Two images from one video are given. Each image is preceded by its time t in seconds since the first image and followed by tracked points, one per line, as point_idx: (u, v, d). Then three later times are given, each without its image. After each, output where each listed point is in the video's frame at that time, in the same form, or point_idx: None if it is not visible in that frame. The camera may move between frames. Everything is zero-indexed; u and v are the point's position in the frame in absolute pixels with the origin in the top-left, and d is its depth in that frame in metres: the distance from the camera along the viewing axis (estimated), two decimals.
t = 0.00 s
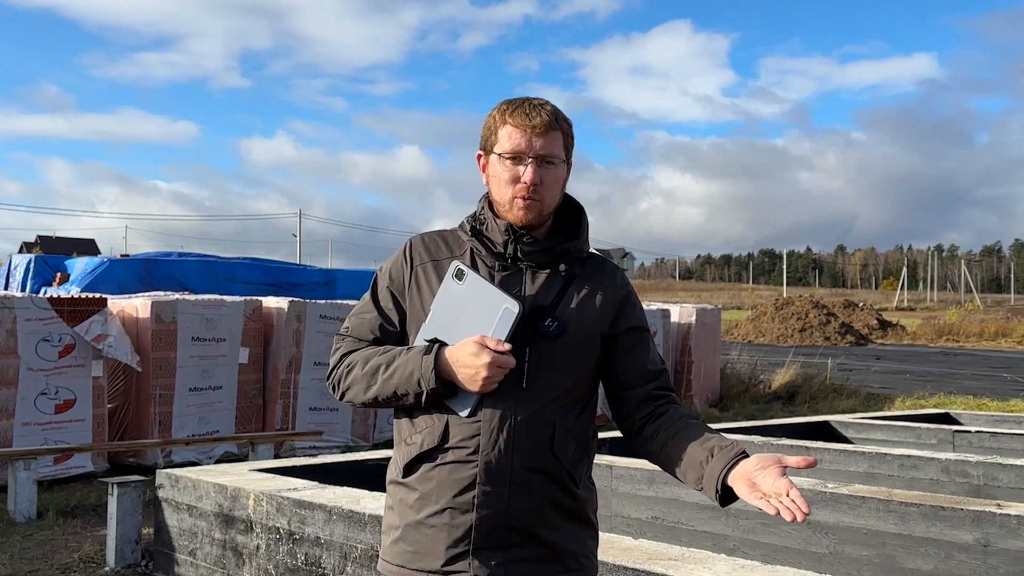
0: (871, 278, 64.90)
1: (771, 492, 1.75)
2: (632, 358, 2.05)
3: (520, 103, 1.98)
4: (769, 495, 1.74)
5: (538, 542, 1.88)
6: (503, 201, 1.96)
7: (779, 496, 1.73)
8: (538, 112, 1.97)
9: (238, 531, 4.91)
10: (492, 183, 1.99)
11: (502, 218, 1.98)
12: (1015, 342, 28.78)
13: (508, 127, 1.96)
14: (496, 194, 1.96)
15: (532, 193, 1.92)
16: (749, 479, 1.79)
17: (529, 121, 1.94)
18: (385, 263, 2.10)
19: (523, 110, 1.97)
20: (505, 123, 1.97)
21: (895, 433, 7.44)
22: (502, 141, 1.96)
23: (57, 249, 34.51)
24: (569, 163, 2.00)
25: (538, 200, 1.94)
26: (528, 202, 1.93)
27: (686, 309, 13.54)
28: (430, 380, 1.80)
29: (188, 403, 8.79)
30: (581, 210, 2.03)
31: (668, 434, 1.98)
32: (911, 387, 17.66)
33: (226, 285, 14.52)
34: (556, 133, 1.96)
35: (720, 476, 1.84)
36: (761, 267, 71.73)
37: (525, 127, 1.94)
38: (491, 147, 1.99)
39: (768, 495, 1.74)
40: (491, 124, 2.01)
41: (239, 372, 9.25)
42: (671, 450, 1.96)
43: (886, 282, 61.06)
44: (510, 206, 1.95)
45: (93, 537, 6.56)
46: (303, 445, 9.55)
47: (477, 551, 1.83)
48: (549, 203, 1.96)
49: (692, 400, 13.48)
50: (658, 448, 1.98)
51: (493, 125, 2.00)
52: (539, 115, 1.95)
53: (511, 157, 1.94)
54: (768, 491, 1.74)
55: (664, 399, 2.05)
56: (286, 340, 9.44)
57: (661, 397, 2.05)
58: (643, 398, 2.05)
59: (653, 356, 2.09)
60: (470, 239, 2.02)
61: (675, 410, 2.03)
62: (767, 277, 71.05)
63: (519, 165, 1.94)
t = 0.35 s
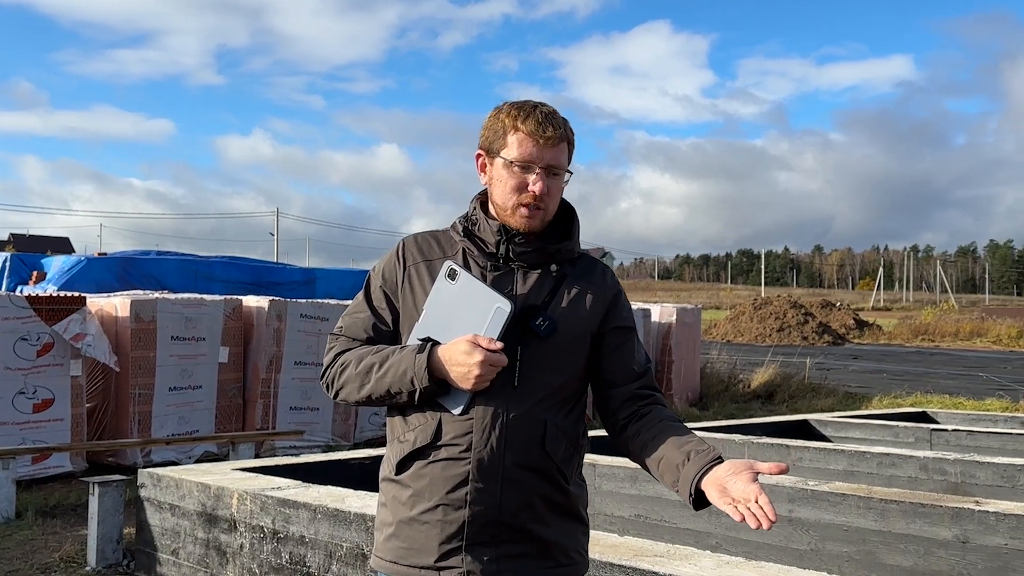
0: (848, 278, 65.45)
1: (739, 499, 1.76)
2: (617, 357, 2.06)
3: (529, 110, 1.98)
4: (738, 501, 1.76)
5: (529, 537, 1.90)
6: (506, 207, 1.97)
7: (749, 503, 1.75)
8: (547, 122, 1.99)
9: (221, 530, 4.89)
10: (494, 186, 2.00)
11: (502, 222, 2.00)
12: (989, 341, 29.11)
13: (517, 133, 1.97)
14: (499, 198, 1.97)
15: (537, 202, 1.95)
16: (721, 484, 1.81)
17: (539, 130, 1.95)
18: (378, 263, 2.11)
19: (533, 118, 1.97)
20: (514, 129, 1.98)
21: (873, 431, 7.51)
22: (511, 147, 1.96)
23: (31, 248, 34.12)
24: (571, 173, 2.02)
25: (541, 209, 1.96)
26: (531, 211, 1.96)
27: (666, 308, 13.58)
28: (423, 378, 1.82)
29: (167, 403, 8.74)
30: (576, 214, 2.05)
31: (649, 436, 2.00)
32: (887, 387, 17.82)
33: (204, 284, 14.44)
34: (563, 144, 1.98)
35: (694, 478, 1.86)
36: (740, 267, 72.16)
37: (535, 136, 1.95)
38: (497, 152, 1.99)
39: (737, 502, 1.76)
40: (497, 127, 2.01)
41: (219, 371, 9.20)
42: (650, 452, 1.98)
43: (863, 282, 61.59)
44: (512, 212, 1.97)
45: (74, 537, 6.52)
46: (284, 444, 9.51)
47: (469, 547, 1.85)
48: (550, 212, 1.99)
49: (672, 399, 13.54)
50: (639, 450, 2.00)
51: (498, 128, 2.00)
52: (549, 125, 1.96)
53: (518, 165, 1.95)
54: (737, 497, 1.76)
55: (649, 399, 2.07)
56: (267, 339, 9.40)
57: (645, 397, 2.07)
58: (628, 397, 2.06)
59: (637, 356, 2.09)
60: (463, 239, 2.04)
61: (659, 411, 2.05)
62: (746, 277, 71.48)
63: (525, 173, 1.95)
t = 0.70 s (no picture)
0: (828, 279, 65.91)
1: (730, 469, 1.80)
2: (609, 352, 2.08)
3: (522, 110, 2.00)
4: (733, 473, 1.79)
5: (521, 533, 1.92)
6: (498, 207, 1.99)
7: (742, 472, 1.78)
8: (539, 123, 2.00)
9: (206, 530, 4.86)
10: (487, 186, 2.01)
11: (494, 221, 2.01)
12: (967, 341, 29.40)
13: (510, 134, 1.98)
14: (491, 198, 1.99)
15: (528, 203, 1.96)
16: (712, 455, 1.84)
17: (532, 131, 1.97)
18: (373, 262, 2.12)
19: (525, 118, 1.99)
20: (507, 130, 1.99)
21: (854, 430, 7.57)
22: (503, 148, 1.98)
23: (9, 246, 33.79)
24: (563, 173, 2.03)
25: (532, 209, 1.98)
26: (522, 211, 1.97)
27: (649, 308, 13.66)
28: (416, 376, 1.83)
29: (149, 403, 8.69)
30: (568, 215, 2.07)
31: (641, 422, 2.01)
32: (867, 386, 17.96)
33: (186, 284, 14.36)
34: (554, 144, 1.99)
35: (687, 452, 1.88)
36: (721, 267, 72.49)
37: (527, 137, 1.96)
38: (490, 152, 2.00)
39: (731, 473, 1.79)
40: (491, 127, 2.02)
41: (200, 371, 9.15)
42: (646, 437, 1.98)
43: (843, 283, 62.05)
44: (504, 212, 1.98)
45: (56, 538, 6.46)
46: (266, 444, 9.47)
47: (461, 543, 1.87)
48: (542, 212, 2.00)
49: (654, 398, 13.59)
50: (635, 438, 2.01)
51: (491, 129, 2.02)
52: (541, 125, 1.97)
53: (510, 165, 1.96)
54: (729, 468, 1.79)
55: (642, 389, 2.08)
56: (249, 339, 9.36)
57: (639, 388, 2.08)
58: (623, 390, 2.07)
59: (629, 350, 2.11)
60: (456, 239, 2.05)
61: (652, 400, 2.05)
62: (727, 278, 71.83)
63: (517, 173, 1.96)
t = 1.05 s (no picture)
0: (813, 279, 66.26)
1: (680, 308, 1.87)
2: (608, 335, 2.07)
3: (500, 106, 2.01)
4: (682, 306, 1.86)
5: (520, 531, 1.92)
6: (480, 202, 1.99)
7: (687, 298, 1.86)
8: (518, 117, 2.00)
9: (194, 531, 4.84)
10: (470, 183, 2.02)
11: (479, 217, 2.02)
12: (950, 341, 29.60)
13: (488, 129, 1.99)
14: (473, 194, 2.00)
15: (508, 195, 1.96)
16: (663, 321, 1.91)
17: (509, 124, 1.98)
18: (367, 264, 2.13)
19: (503, 114, 2.00)
20: (485, 126, 2.01)
21: (840, 429, 7.61)
22: (481, 143, 1.99)
23: None
24: (547, 167, 2.03)
25: (515, 202, 1.97)
26: (503, 203, 1.96)
27: (635, 308, 13.69)
28: (414, 375, 1.83)
29: (134, 403, 8.64)
30: (558, 212, 2.07)
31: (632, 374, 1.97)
32: (851, 386, 18.06)
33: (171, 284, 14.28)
34: (534, 137, 1.99)
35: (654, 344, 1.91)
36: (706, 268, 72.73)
37: (505, 130, 1.97)
38: (470, 149, 2.02)
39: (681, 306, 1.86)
40: (471, 126, 2.04)
41: (186, 371, 9.10)
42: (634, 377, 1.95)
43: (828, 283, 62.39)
44: (486, 206, 1.99)
45: (41, 539, 6.41)
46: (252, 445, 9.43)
47: (460, 541, 1.87)
48: (527, 206, 1.99)
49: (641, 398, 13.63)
50: (631, 394, 1.96)
51: (473, 127, 2.03)
52: (518, 119, 1.98)
53: (489, 159, 1.97)
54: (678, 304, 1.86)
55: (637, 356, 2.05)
56: (234, 339, 9.32)
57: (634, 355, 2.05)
58: (619, 359, 2.04)
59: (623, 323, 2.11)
60: (449, 240, 2.06)
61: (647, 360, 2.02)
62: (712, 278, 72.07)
63: (497, 167, 1.97)
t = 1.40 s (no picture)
0: (802, 279, 66.50)
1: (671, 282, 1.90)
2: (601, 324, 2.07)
3: (504, 112, 2.03)
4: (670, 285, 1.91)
5: (519, 528, 1.93)
6: (491, 207, 1.99)
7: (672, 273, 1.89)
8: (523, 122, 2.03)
9: (186, 532, 4.83)
10: (476, 188, 2.01)
11: (486, 222, 2.01)
12: (939, 341, 29.75)
13: (495, 134, 2.00)
14: (484, 200, 1.99)
15: (521, 200, 1.97)
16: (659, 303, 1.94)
17: (517, 130, 2.00)
18: (360, 267, 2.13)
19: (509, 118, 2.02)
20: (492, 131, 2.01)
21: (830, 429, 7.64)
22: (491, 148, 1.99)
23: None
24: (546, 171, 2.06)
25: (523, 206, 1.99)
26: (516, 208, 1.98)
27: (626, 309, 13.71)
28: (413, 375, 1.84)
29: (124, 404, 8.61)
30: (549, 211, 2.08)
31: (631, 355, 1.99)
32: (841, 386, 18.12)
33: (161, 284, 14.22)
34: (539, 142, 2.02)
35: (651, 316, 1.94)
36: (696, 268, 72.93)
37: (516, 135, 1.99)
38: (477, 154, 2.01)
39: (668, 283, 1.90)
40: (478, 130, 2.03)
41: (176, 372, 9.07)
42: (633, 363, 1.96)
43: (817, 283, 62.61)
44: (498, 211, 1.98)
45: (31, 541, 6.38)
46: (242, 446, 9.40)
47: (461, 540, 1.88)
48: (531, 209, 2.01)
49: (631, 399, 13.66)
50: (629, 381, 1.97)
51: (478, 131, 2.03)
52: (525, 123, 2.01)
53: (501, 164, 1.98)
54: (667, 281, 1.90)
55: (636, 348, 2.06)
56: (225, 340, 9.30)
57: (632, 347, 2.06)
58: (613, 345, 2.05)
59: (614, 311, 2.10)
60: (442, 241, 2.07)
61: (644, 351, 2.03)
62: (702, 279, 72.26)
63: (507, 172, 1.98)
